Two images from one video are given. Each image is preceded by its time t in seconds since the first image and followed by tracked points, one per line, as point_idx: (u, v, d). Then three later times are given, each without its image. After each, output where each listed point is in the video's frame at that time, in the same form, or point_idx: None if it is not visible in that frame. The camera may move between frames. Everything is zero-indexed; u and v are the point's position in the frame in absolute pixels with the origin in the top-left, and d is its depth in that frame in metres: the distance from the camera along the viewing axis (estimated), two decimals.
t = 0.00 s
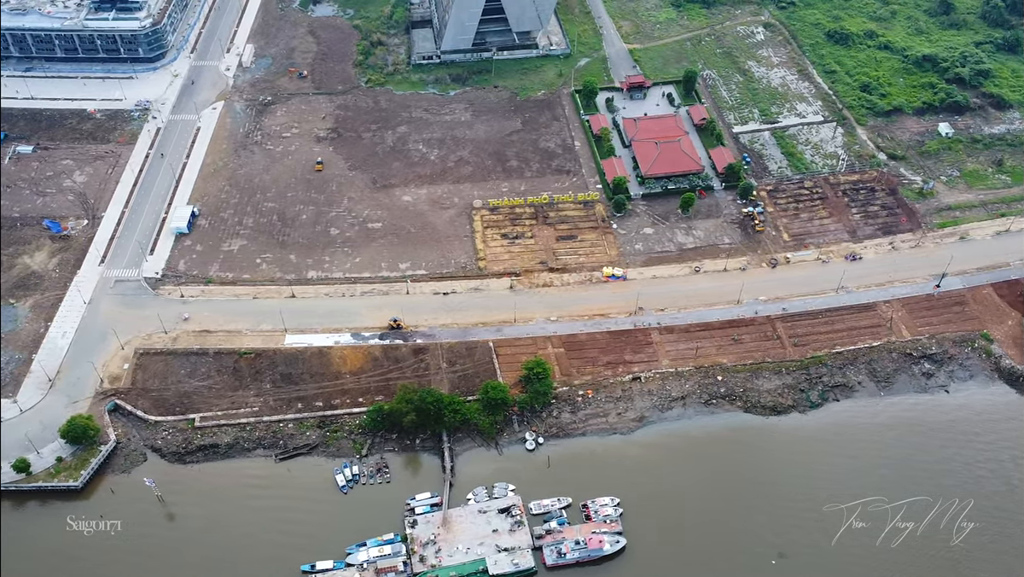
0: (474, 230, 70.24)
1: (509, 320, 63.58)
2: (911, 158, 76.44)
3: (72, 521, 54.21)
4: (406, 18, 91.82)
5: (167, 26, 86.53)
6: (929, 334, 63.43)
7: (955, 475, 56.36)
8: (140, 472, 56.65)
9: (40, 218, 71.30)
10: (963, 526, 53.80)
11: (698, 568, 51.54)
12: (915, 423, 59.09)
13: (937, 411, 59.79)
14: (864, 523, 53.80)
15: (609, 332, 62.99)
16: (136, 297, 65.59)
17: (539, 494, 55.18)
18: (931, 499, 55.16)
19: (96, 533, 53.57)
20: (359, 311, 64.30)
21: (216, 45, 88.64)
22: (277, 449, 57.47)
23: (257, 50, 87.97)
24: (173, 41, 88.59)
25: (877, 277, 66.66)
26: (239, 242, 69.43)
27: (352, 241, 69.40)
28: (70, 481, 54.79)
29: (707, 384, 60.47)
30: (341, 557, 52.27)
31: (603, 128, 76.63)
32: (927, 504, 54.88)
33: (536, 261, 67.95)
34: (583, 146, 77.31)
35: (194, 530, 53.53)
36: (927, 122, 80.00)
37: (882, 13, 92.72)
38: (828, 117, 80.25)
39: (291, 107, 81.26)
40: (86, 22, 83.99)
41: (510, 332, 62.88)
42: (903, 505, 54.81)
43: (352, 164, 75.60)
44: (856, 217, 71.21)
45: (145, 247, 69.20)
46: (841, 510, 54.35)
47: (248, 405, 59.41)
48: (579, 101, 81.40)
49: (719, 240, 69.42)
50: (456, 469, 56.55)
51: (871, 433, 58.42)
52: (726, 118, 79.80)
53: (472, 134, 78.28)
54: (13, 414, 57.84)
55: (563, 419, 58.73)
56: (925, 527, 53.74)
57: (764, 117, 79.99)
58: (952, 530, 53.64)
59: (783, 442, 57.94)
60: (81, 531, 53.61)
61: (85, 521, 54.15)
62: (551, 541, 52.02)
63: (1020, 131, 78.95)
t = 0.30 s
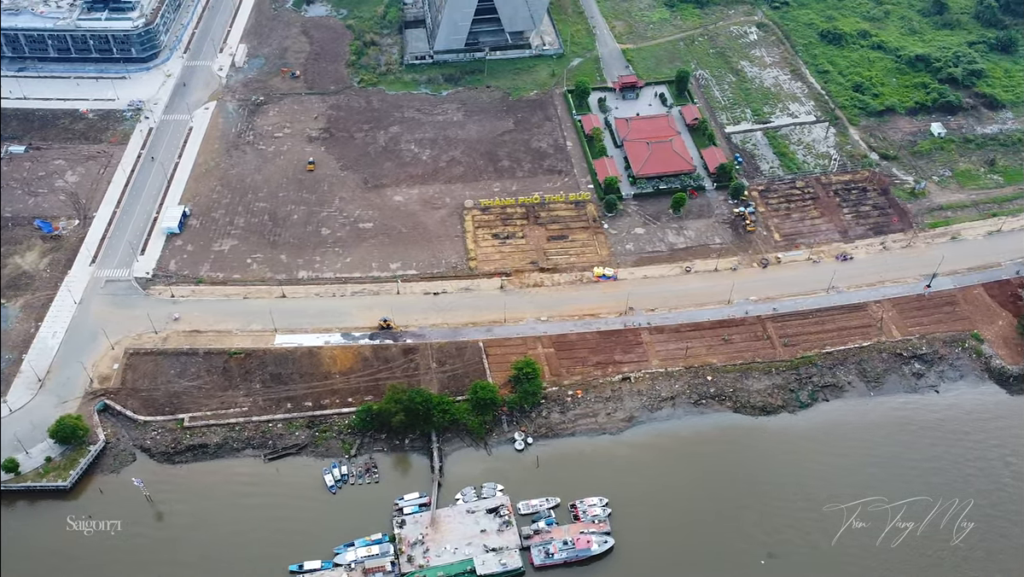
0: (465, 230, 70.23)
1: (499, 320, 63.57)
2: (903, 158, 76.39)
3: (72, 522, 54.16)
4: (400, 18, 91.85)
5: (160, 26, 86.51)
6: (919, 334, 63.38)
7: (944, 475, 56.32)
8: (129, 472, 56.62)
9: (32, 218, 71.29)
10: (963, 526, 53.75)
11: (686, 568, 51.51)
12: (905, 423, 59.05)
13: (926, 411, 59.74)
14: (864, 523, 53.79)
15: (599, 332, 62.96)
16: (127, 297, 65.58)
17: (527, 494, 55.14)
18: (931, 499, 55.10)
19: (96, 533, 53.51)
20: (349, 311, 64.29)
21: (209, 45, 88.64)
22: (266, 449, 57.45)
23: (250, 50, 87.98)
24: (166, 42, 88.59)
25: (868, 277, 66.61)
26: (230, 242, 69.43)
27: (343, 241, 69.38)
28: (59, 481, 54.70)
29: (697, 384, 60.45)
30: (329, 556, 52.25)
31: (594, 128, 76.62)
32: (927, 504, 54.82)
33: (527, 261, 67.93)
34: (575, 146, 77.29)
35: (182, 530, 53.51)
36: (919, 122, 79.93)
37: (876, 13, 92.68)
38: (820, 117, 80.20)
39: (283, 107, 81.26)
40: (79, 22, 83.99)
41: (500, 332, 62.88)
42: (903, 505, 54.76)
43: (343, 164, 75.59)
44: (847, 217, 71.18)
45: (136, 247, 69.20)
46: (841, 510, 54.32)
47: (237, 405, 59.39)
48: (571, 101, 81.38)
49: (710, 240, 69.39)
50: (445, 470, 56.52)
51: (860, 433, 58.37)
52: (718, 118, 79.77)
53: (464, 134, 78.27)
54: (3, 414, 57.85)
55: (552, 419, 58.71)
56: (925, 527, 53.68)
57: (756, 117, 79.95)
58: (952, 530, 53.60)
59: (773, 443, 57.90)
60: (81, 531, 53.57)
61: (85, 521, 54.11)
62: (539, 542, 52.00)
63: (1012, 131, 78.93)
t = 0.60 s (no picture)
0: (456, 230, 70.22)
1: (489, 321, 63.54)
2: (895, 158, 76.36)
3: (74, 523, 54.07)
4: (393, 19, 91.89)
5: (153, 26, 86.48)
6: (909, 334, 63.36)
7: (933, 475, 56.29)
8: (118, 472, 56.58)
9: (22, 218, 71.20)
10: (963, 526, 53.77)
11: (674, 568, 51.46)
12: (894, 422, 59.01)
13: (916, 411, 59.70)
14: (864, 523, 53.75)
15: (589, 332, 62.95)
16: (117, 297, 65.57)
17: (516, 494, 55.12)
18: (931, 499, 55.07)
19: (96, 533, 53.47)
20: (339, 311, 64.26)
21: (202, 45, 88.63)
22: (255, 449, 57.41)
23: (243, 50, 87.98)
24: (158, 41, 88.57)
25: (859, 277, 66.59)
26: (220, 242, 69.42)
27: (333, 241, 69.38)
28: (47, 481, 54.66)
29: (686, 384, 60.42)
30: (317, 557, 52.20)
31: (586, 128, 76.62)
32: (926, 504, 54.80)
33: (518, 261, 67.91)
34: (567, 146, 77.27)
35: (170, 530, 53.46)
36: (911, 123, 79.92)
37: (869, 13, 92.65)
38: (812, 117, 80.18)
39: (275, 107, 81.25)
40: (72, 22, 83.93)
41: (489, 332, 62.86)
42: (903, 505, 54.73)
43: (335, 164, 75.60)
44: (838, 217, 71.16)
45: (127, 247, 69.21)
46: (841, 510, 54.30)
47: (226, 405, 59.38)
48: (563, 101, 81.37)
49: (701, 240, 69.37)
50: (434, 470, 56.50)
51: (849, 433, 58.33)
52: (710, 118, 79.74)
53: (456, 134, 78.26)
54: None
55: (541, 419, 58.68)
56: (925, 527, 53.66)
57: (748, 117, 79.94)
58: (952, 530, 53.61)
59: (762, 443, 57.86)
60: (81, 531, 53.50)
61: (85, 521, 54.03)
62: (527, 542, 51.97)
63: (1004, 131, 78.95)
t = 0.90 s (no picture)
0: (447, 230, 70.21)
1: (479, 321, 63.53)
2: (887, 158, 76.32)
3: (72, 522, 53.91)
4: (386, 19, 91.93)
5: (145, 27, 86.49)
6: (900, 334, 63.33)
7: (923, 475, 56.25)
8: (107, 471, 56.55)
9: (14, 218, 71.14)
10: (963, 526, 53.78)
11: (662, 568, 51.43)
12: (883, 423, 58.95)
13: (905, 411, 59.64)
14: (864, 524, 53.73)
15: (579, 332, 62.93)
16: (108, 297, 65.59)
17: (504, 494, 55.10)
18: (931, 499, 55.05)
19: (96, 533, 53.35)
20: (330, 311, 64.24)
21: (195, 45, 88.66)
22: (244, 449, 57.40)
23: (235, 50, 87.99)
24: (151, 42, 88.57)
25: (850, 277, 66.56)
26: (211, 242, 69.44)
27: (324, 241, 69.38)
28: (36, 481, 54.70)
29: (676, 384, 60.41)
30: (305, 557, 52.19)
31: (578, 128, 76.63)
32: (927, 504, 54.79)
33: (508, 261, 67.91)
34: (559, 146, 77.26)
35: (157, 531, 53.41)
36: (904, 123, 79.88)
37: (862, 13, 92.64)
38: (804, 117, 80.16)
39: (267, 107, 81.27)
40: (64, 22, 83.88)
41: (479, 332, 62.84)
42: (903, 505, 54.71)
43: (327, 164, 75.60)
44: (829, 217, 71.14)
45: (118, 247, 69.21)
46: (841, 510, 54.27)
47: (215, 405, 59.35)
48: (556, 101, 81.39)
49: (692, 240, 69.35)
50: (422, 470, 56.46)
51: (838, 433, 58.27)
52: (702, 118, 79.72)
53: (448, 134, 78.26)
54: None
55: (530, 419, 58.66)
56: (924, 526, 53.71)
57: (740, 117, 79.92)
58: (952, 530, 53.61)
59: (751, 443, 57.80)
60: (81, 531, 53.34)
61: (85, 521, 53.89)
62: (515, 542, 51.98)
63: (997, 131, 78.91)
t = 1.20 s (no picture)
0: (438, 230, 70.21)
1: (468, 321, 63.53)
2: (879, 158, 76.31)
3: (72, 522, 53.84)
4: (379, 19, 91.94)
5: (138, 27, 86.46)
6: (890, 334, 63.29)
7: (912, 474, 56.23)
8: (96, 471, 56.50)
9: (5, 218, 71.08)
10: (963, 526, 53.76)
11: (650, 568, 51.41)
12: (872, 423, 58.89)
13: (895, 411, 59.57)
14: (864, 523, 53.70)
15: (569, 332, 62.92)
16: (98, 297, 65.59)
17: (492, 494, 55.07)
18: (931, 499, 54.99)
19: (96, 533, 53.35)
20: (320, 311, 64.23)
21: (187, 45, 88.66)
22: (232, 449, 57.36)
23: (228, 50, 87.98)
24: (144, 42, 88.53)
25: (840, 277, 66.53)
26: (202, 242, 69.45)
27: (315, 241, 69.39)
28: (25, 481, 54.66)
29: (665, 384, 60.41)
30: (293, 557, 52.20)
31: (570, 128, 76.63)
32: (927, 504, 54.73)
33: (499, 261, 67.90)
34: (550, 146, 77.25)
35: (145, 531, 53.39)
36: (896, 123, 79.84)
37: (856, 13, 92.61)
38: (796, 117, 80.14)
39: (260, 107, 81.28)
40: (57, 22, 83.79)
41: (469, 332, 62.85)
42: (903, 505, 54.66)
43: (318, 164, 75.61)
44: (821, 217, 71.12)
45: (109, 247, 69.21)
46: (841, 510, 54.25)
47: (204, 405, 59.32)
48: (548, 101, 81.39)
49: (683, 240, 69.34)
50: (411, 470, 56.43)
51: (827, 433, 58.22)
52: (694, 118, 79.72)
53: (440, 134, 78.27)
54: None
55: (519, 419, 58.64)
56: (924, 526, 53.67)
57: (732, 117, 79.91)
58: (952, 530, 53.58)
59: (741, 443, 57.79)
60: (81, 531, 53.34)
61: (85, 521, 53.89)
62: (502, 542, 51.95)
63: (989, 131, 78.91)
